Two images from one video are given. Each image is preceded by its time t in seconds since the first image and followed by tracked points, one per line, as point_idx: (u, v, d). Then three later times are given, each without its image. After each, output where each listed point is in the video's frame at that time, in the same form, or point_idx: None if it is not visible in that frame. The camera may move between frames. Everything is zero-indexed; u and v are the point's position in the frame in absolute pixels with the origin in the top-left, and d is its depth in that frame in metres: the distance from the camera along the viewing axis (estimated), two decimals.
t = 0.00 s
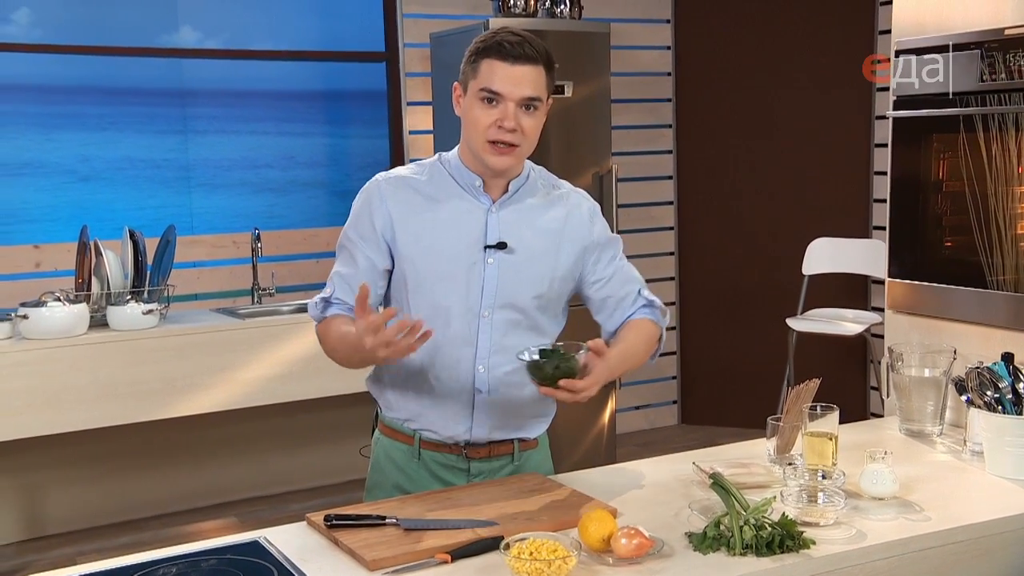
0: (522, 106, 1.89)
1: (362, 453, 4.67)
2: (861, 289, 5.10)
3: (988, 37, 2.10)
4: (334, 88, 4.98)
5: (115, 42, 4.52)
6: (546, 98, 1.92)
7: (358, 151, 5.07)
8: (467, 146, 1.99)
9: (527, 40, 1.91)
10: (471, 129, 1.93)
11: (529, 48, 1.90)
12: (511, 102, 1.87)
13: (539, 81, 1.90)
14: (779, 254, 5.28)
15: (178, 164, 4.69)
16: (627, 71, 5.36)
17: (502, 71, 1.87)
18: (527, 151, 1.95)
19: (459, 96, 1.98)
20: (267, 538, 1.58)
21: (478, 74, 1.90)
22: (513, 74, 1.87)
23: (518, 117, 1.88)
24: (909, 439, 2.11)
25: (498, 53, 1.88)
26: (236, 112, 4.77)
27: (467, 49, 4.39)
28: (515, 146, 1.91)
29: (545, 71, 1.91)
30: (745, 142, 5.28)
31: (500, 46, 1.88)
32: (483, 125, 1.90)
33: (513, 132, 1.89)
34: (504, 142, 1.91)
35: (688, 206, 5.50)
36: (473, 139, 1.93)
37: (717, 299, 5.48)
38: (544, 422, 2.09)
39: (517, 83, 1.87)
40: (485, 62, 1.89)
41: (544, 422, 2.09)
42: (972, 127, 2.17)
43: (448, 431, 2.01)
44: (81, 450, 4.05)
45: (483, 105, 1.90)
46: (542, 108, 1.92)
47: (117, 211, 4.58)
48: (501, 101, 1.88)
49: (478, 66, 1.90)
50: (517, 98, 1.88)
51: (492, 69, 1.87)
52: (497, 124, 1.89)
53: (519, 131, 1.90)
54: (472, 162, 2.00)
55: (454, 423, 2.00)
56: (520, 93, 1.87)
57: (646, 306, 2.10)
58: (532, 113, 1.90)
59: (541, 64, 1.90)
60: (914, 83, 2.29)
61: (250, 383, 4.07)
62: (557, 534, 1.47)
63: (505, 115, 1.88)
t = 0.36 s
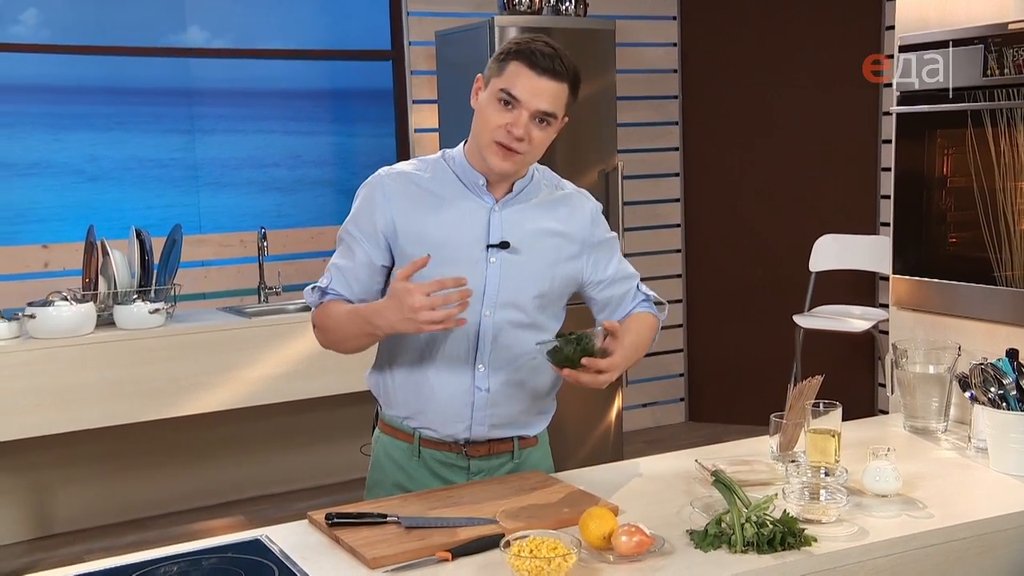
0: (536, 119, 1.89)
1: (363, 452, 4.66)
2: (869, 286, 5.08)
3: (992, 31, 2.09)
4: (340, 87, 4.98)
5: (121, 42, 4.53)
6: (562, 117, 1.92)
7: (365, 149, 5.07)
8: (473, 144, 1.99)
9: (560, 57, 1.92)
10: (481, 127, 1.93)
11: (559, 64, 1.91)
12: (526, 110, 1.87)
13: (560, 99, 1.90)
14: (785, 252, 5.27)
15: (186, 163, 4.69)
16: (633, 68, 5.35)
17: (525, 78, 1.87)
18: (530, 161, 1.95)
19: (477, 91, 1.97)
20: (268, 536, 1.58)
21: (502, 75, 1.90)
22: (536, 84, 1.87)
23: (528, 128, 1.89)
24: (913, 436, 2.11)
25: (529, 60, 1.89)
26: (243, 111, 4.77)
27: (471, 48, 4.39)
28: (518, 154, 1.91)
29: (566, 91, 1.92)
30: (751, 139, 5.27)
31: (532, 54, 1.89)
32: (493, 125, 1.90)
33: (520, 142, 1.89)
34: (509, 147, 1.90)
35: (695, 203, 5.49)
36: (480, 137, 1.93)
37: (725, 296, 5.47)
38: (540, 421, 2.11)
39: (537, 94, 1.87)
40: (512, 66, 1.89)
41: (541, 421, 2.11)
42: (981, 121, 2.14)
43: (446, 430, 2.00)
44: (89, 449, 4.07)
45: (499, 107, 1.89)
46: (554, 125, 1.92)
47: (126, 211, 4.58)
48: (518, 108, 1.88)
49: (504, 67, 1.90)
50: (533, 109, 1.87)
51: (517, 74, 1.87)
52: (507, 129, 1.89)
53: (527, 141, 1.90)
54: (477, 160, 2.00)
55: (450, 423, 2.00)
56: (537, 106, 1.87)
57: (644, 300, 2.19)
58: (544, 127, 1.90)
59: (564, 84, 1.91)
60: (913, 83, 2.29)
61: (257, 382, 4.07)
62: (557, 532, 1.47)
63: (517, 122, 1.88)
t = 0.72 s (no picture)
0: (548, 131, 1.88)
1: (363, 449, 4.66)
2: (873, 284, 5.08)
3: (993, 30, 2.09)
4: (345, 84, 4.98)
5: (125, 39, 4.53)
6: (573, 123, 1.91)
7: (370, 147, 5.06)
8: (485, 148, 1.99)
9: (568, 65, 1.88)
10: (495, 142, 1.91)
11: (567, 74, 1.87)
12: (538, 126, 1.86)
13: (569, 108, 1.89)
14: (789, 250, 5.26)
15: (191, 159, 4.69)
16: (637, 66, 5.34)
17: (534, 94, 1.84)
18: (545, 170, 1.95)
19: (485, 101, 1.95)
20: (265, 533, 1.59)
21: (510, 90, 1.87)
22: (546, 99, 1.85)
23: (543, 142, 1.88)
24: (913, 435, 2.10)
25: (536, 75, 1.85)
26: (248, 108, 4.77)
27: (475, 45, 4.38)
28: (534, 167, 1.91)
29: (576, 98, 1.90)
30: (755, 137, 5.26)
31: (539, 67, 1.85)
32: (507, 143, 1.89)
33: (535, 158, 1.89)
34: (525, 163, 1.90)
35: (699, 201, 5.48)
36: (495, 152, 1.92)
37: (729, 295, 5.46)
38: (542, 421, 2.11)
39: (547, 109, 1.85)
40: (519, 79, 1.86)
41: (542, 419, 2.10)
42: (986, 119, 2.13)
43: (446, 427, 2.01)
44: (92, 445, 4.08)
45: (510, 123, 1.88)
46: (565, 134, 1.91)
47: (130, 207, 4.59)
48: (529, 124, 1.86)
49: (512, 83, 1.86)
50: (545, 124, 1.86)
51: (525, 89, 1.85)
52: (521, 146, 1.88)
53: (542, 154, 1.89)
54: (486, 160, 2.00)
55: (451, 419, 2.00)
56: (549, 120, 1.86)
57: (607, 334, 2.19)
58: (557, 138, 1.89)
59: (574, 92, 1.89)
60: (913, 83, 2.29)
61: (259, 378, 4.08)
62: (554, 530, 1.47)
63: (531, 140, 1.87)
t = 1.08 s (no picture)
0: (557, 143, 1.87)
1: (368, 445, 4.66)
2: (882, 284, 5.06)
3: (1001, 29, 2.09)
4: (354, 81, 4.98)
5: (135, 34, 4.54)
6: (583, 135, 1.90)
7: (378, 144, 5.06)
8: (491, 146, 1.99)
9: (582, 80, 1.85)
10: (502, 146, 1.91)
11: (581, 89, 1.85)
12: (547, 141, 1.85)
13: (580, 121, 1.87)
14: (797, 249, 5.25)
15: (200, 155, 4.70)
16: (646, 63, 5.32)
17: (546, 110, 1.83)
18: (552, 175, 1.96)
19: (494, 103, 1.93)
20: (266, 528, 1.59)
21: (522, 100, 1.85)
22: (557, 115, 1.83)
23: (551, 154, 1.88)
24: (918, 435, 2.10)
25: (549, 90, 1.83)
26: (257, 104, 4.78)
27: (484, 42, 4.37)
28: (540, 175, 1.92)
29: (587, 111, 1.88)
30: (764, 135, 5.25)
31: (552, 83, 1.82)
32: (514, 150, 1.89)
33: (541, 167, 1.89)
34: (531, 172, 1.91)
35: (707, 199, 5.47)
36: (501, 155, 1.93)
37: (737, 294, 5.45)
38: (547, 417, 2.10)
39: (558, 125, 1.84)
40: (531, 91, 1.84)
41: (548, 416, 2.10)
42: (997, 119, 2.12)
43: (451, 424, 2.00)
44: (99, 439, 4.09)
45: (519, 133, 1.87)
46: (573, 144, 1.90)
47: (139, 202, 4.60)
48: (538, 137, 1.86)
49: (524, 94, 1.84)
50: (554, 138, 1.86)
51: (537, 104, 1.83)
52: (528, 156, 1.88)
53: (549, 164, 1.90)
54: (492, 158, 2.00)
55: (456, 416, 2.00)
56: (559, 135, 1.85)
57: (622, 329, 2.17)
58: (565, 149, 1.89)
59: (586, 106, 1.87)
60: (913, 83, 2.29)
61: (267, 374, 4.09)
62: (555, 528, 1.47)
63: (539, 152, 1.87)
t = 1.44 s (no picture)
0: (555, 139, 1.87)
1: (368, 444, 4.67)
2: (882, 283, 5.06)
3: (1000, 27, 2.09)
4: (355, 80, 4.98)
5: (136, 33, 4.54)
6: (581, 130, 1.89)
7: (378, 143, 5.06)
8: (490, 147, 1.99)
9: (579, 74, 1.85)
10: (501, 144, 1.91)
11: (578, 83, 1.85)
12: (546, 135, 1.85)
13: (578, 116, 1.87)
14: (797, 248, 5.25)
15: (200, 154, 4.70)
16: (647, 62, 5.32)
17: (544, 104, 1.83)
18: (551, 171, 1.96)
19: (493, 102, 1.92)
20: (263, 527, 1.59)
21: (520, 96, 1.85)
22: (555, 110, 1.83)
23: (550, 150, 1.88)
24: (917, 435, 2.10)
25: (546, 85, 1.82)
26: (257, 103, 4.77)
27: (485, 41, 4.36)
28: (539, 171, 1.92)
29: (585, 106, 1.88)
30: (764, 134, 5.24)
31: (550, 78, 1.82)
32: (513, 148, 1.88)
33: (540, 164, 1.89)
34: (530, 168, 1.91)
35: (708, 199, 5.46)
36: (501, 154, 1.93)
37: (738, 293, 5.45)
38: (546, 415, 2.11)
39: (556, 120, 1.83)
40: (529, 87, 1.83)
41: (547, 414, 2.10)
42: (997, 117, 2.11)
43: (451, 422, 2.01)
44: (99, 438, 4.09)
45: (518, 129, 1.87)
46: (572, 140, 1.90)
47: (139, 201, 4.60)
48: (536, 132, 1.85)
49: (522, 90, 1.84)
50: (553, 133, 1.85)
51: (535, 99, 1.82)
52: (527, 152, 1.88)
53: (547, 160, 1.90)
54: (491, 157, 1.99)
55: (456, 415, 2.00)
56: (558, 131, 1.85)
57: (623, 327, 2.15)
58: (564, 144, 1.89)
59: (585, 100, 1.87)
60: (913, 83, 2.29)
61: (267, 373, 4.09)
62: (552, 526, 1.47)
63: (538, 148, 1.86)
